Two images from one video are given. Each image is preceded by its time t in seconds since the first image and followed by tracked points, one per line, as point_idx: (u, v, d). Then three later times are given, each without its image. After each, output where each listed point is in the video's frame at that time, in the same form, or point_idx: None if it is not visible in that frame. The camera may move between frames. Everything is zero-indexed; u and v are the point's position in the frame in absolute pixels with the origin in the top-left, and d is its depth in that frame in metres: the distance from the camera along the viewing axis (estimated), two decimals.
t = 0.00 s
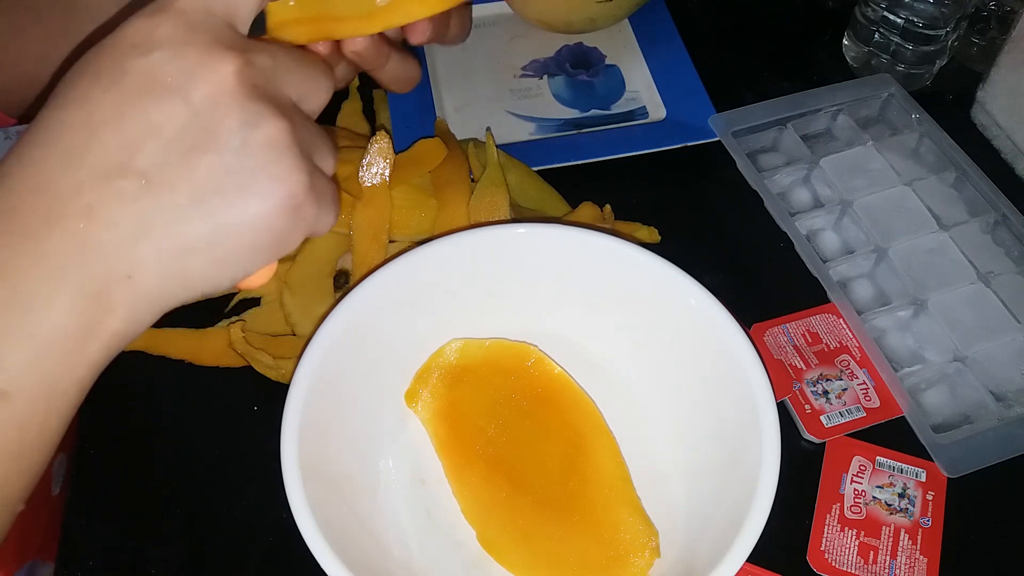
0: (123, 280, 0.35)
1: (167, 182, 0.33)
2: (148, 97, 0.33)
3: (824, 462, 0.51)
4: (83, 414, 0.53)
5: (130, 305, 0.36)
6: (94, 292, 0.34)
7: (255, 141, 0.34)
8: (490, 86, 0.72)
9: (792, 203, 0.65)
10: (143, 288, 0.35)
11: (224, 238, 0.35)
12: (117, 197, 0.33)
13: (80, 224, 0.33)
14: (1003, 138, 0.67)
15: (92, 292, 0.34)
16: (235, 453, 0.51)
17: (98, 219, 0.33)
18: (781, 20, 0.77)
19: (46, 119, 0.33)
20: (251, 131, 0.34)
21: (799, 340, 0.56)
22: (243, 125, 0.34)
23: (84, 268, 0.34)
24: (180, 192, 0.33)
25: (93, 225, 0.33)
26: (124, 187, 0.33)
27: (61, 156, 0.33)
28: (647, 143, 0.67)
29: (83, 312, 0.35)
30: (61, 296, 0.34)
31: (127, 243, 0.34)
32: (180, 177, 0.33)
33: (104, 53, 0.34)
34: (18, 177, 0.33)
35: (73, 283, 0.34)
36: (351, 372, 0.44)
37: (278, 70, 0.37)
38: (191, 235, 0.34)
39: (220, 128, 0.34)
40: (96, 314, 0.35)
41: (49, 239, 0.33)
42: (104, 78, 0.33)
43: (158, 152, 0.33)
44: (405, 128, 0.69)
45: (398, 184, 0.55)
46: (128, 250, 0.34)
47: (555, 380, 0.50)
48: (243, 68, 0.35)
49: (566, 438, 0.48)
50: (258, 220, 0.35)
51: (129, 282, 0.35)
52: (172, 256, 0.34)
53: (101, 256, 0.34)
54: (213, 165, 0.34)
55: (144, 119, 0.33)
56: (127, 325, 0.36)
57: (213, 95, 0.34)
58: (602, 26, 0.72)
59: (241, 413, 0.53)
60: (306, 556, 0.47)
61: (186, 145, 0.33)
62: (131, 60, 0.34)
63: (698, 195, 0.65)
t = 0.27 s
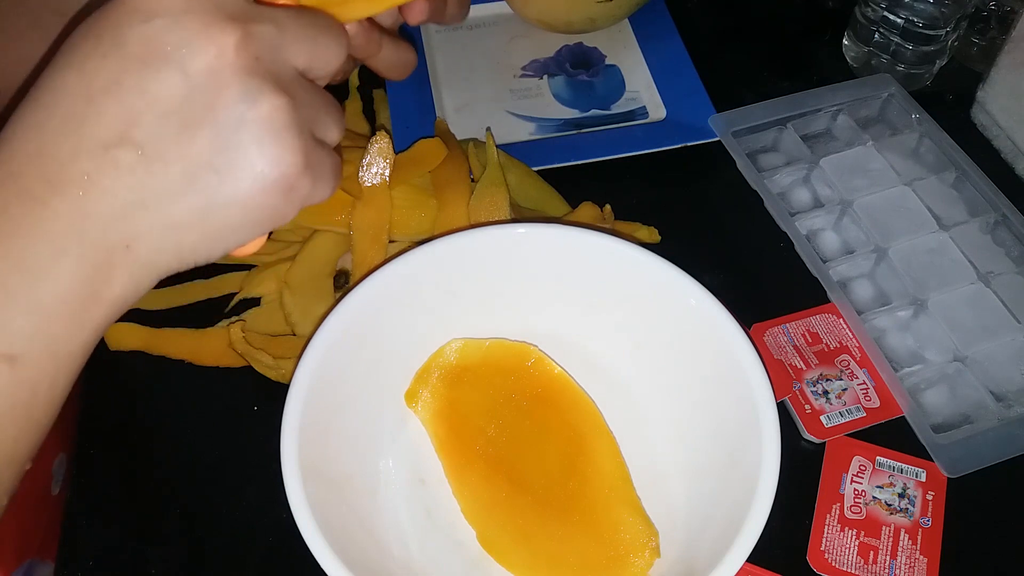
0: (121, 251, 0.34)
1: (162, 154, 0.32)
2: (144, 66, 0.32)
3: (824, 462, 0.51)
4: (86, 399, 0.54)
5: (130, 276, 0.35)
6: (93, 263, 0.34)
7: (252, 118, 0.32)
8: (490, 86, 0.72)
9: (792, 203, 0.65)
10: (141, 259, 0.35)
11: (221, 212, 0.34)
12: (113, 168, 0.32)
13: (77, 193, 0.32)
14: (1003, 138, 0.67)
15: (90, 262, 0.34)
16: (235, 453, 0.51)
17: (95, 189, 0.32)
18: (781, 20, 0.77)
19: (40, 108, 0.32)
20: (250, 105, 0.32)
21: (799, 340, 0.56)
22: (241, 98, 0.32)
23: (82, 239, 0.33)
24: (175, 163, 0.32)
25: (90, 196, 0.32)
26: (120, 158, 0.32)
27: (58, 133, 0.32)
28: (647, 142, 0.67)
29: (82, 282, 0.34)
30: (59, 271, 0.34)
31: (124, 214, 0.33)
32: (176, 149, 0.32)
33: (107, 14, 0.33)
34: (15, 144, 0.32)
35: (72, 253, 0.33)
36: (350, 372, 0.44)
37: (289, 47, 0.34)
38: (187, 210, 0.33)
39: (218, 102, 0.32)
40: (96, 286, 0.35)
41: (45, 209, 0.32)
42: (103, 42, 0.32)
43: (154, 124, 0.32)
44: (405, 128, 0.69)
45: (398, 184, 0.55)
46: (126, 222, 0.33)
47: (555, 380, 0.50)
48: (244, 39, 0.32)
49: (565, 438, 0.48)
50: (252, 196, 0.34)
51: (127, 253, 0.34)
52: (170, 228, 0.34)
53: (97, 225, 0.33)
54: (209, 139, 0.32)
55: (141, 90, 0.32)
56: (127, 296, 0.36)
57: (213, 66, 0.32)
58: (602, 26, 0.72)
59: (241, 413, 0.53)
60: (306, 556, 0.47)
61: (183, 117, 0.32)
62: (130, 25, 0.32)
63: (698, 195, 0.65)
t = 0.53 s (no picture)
0: (112, 241, 0.34)
1: (157, 138, 0.32)
2: (135, 49, 0.32)
3: (824, 462, 0.51)
4: (86, 398, 0.54)
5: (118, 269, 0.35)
6: (84, 254, 0.34)
7: (253, 95, 0.33)
8: (490, 86, 0.72)
9: (792, 202, 0.65)
10: (133, 251, 0.35)
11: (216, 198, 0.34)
12: (104, 153, 0.32)
13: (66, 181, 0.32)
14: (1003, 138, 0.67)
15: (83, 254, 0.34)
16: (235, 453, 0.51)
17: (85, 174, 0.32)
18: (781, 20, 0.77)
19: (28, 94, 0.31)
20: (250, 83, 0.33)
21: (799, 340, 0.56)
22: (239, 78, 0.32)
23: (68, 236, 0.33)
24: (170, 147, 0.32)
25: (80, 182, 0.32)
26: (111, 143, 0.32)
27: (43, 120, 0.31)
28: (647, 142, 0.67)
29: (72, 273, 0.34)
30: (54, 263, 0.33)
31: (114, 203, 0.33)
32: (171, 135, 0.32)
33: None
34: (3, 124, 0.32)
35: (64, 244, 0.33)
36: (351, 371, 0.44)
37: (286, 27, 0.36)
38: (182, 196, 0.33)
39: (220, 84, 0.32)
40: (84, 282, 0.35)
41: (36, 197, 0.32)
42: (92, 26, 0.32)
43: (148, 105, 0.32)
44: (405, 128, 0.69)
45: (398, 184, 0.55)
46: (117, 211, 0.33)
47: (555, 380, 0.50)
48: (240, 18, 0.33)
49: (566, 438, 0.48)
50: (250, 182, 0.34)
51: (118, 244, 0.34)
52: (161, 226, 0.34)
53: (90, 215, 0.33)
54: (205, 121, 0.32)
55: (134, 72, 0.32)
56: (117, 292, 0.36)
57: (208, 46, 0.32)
58: (602, 25, 0.72)
59: (241, 413, 0.53)
60: (306, 557, 0.47)
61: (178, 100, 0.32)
62: (119, 7, 0.32)
63: (698, 195, 0.65)
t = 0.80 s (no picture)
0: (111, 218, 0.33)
1: (153, 115, 0.31)
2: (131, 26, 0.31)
3: (824, 462, 0.51)
4: (85, 399, 0.54)
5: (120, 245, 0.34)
6: (82, 232, 0.33)
7: (246, 75, 0.32)
8: (490, 86, 0.72)
9: (792, 202, 0.65)
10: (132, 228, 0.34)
11: (216, 176, 0.33)
12: (100, 130, 0.31)
13: (62, 156, 0.31)
14: (1003, 138, 0.67)
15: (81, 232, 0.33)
16: (234, 453, 0.51)
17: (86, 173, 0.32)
18: (782, 20, 0.77)
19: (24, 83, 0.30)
20: (243, 63, 0.32)
21: (799, 340, 0.56)
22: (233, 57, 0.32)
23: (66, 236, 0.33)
24: (166, 125, 0.31)
25: (76, 159, 0.31)
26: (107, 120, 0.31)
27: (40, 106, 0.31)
28: (647, 142, 0.67)
29: (70, 249, 0.33)
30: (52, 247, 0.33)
31: (112, 180, 0.32)
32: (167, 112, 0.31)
33: None
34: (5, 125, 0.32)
35: (60, 222, 0.32)
36: (351, 371, 0.44)
37: (282, 11, 0.36)
38: (180, 174, 0.32)
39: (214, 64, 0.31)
40: (84, 282, 0.35)
41: (32, 176, 0.31)
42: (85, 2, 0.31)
43: (144, 83, 0.31)
44: (405, 128, 0.69)
45: (398, 184, 0.55)
46: (115, 187, 0.32)
47: (555, 380, 0.50)
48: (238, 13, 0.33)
49: (566, 437, 0.48)
50: (252, 167, 0.33)
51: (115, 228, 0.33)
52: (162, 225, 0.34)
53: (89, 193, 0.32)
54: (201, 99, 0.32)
55: (129, 55, 0.31)
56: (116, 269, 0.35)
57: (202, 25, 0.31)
58: (602, 25, 0.72)
59: (241, 413, 0.53)
60: (306, 557, 0.47)
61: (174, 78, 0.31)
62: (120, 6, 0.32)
63: (698, 195, 0.65)
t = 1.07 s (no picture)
0: (124, 254, 0.33)
1: (171, 151, 0.32)
2: (153, 60, 0.31)
3: (824, 462, 0.51)
4: (85, 398, 0.54)
5: (130, 282, 0.34)
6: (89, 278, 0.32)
7: (265, 116, 0.33)
8: (490, 86, 0.72)
9: (792, 202, 0.65)
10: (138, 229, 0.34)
11: (229, 214, 0.34)
12: (118, 166, 0.31)
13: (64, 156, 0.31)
14: (1003, 138, 0.67)
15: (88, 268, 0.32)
16: (234, 453, 0.51)
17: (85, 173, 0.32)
18: (782, 20, 0.77)
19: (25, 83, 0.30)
20: (262, 103, 0.33)
21: (799, 340, 0.56)
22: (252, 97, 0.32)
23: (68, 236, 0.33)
24: (185, 159, 0.32)
25: (95, 195, 0.31)
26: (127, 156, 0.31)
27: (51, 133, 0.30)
28: (647, 142, 0.67)
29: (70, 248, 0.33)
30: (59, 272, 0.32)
31: (129, 216, 0.32)
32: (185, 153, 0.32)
33: (107, 9, 0.32)
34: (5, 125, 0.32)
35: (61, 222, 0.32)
36: (351, 371, 0.44)
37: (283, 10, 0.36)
38: (197, 210, 0.33)
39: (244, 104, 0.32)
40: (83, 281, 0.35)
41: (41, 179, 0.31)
42: (107, 32, 0.31)
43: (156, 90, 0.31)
44: (405, 128, 0.69)
45: (398, 184, 0.55)
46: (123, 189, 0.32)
47: (555, 380, 0.50)
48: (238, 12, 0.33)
49: (566, 437, 0.48)
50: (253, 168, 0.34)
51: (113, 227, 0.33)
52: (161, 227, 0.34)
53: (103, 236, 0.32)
54: (222, 136, 0.32)
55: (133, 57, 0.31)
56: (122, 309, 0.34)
57: (224, 62, 0.32)
58: (602, 25, 0.72)
59: (241, 413, 0.53)
60: (306, 556, 0.47)
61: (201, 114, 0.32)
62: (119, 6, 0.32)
63: (698, 195, 0.65)
